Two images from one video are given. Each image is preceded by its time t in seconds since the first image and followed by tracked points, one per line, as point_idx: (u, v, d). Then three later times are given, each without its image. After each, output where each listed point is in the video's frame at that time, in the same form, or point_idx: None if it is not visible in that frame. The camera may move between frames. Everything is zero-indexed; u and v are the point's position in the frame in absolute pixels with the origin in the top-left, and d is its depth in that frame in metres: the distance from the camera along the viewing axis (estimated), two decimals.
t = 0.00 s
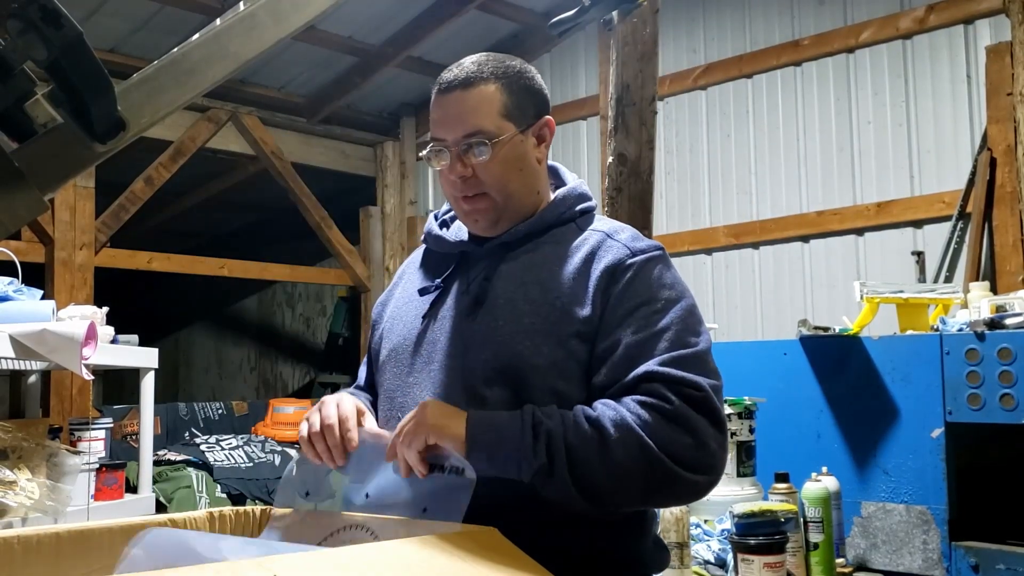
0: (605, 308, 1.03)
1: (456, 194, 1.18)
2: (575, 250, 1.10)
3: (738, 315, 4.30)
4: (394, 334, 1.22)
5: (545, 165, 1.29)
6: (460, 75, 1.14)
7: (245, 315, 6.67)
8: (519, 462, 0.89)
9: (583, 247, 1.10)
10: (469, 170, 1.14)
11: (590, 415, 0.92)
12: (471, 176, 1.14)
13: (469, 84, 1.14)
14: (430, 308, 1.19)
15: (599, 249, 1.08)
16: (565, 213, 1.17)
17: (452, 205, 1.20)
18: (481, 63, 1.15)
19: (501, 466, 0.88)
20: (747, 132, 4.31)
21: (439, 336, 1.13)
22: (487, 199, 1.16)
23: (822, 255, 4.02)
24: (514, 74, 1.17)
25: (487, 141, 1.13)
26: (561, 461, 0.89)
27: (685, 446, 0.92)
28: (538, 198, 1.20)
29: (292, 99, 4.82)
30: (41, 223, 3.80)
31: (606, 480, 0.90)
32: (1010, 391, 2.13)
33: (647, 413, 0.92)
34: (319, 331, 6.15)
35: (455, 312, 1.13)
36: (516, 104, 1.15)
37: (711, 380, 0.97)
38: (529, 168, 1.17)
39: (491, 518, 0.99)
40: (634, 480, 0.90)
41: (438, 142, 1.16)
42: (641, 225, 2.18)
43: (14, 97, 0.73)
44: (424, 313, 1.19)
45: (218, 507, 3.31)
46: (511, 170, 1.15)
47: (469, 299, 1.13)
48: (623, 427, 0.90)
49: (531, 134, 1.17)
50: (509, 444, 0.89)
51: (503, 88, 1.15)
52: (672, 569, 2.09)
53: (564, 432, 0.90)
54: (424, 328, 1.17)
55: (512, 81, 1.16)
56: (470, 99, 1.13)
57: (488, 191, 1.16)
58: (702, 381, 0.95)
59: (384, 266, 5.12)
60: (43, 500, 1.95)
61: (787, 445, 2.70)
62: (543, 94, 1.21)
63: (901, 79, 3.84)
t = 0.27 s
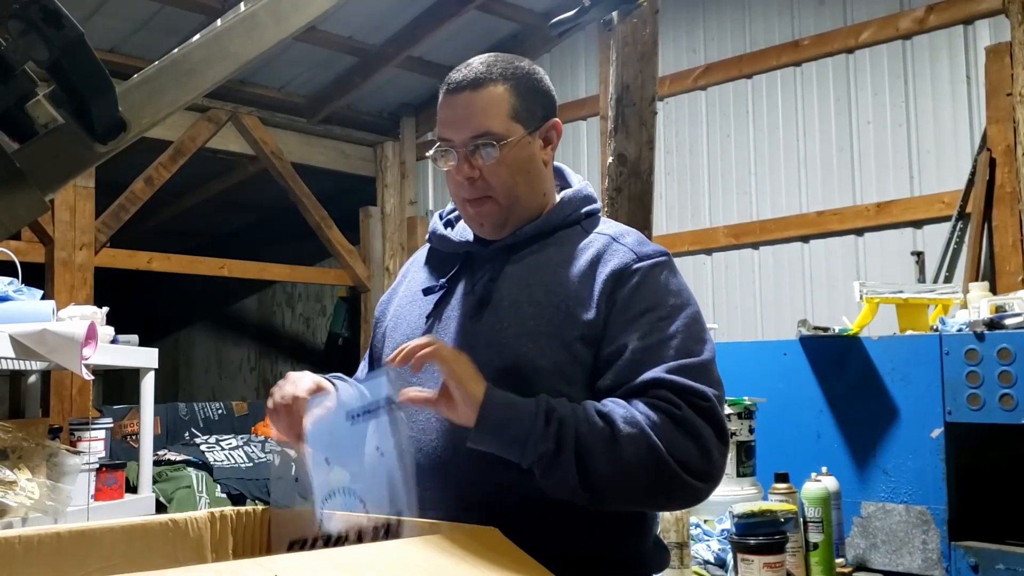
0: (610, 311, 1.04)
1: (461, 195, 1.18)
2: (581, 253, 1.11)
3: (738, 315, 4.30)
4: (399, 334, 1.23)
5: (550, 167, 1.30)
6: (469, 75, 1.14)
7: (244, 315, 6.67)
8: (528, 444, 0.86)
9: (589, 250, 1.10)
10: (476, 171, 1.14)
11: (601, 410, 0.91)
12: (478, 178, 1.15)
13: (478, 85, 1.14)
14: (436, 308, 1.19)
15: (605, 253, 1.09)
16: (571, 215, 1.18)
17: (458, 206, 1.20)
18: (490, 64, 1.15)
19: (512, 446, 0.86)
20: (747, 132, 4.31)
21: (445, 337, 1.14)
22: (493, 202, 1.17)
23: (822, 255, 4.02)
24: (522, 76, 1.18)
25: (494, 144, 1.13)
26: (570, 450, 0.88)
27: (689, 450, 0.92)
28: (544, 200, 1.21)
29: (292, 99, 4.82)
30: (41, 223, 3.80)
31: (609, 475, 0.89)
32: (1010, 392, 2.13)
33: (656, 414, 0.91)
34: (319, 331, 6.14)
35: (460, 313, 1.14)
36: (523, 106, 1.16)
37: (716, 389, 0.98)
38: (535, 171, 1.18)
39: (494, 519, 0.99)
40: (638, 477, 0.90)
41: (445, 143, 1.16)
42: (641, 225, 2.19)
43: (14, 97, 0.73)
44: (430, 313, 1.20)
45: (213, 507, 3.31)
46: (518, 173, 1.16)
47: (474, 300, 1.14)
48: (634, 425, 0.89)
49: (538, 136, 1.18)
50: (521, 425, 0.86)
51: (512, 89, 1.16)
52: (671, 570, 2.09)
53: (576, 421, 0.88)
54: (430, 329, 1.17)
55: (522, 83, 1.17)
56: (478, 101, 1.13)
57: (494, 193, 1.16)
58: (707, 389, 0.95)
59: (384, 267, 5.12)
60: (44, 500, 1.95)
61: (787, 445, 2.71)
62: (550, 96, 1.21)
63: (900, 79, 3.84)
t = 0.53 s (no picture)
0: (615, 310, 1.04)
1: (468, 200, 1.18)
2: (587, 253, 1.11)
3: (738, 315, 4.30)
4: (402, 331, 1.21)
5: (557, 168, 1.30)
6: (476, 78, 1.14)
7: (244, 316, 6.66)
8: (547, 484, 0.84)
9: (596, 251, 1.11)
10: (483, 176, 1.15)
11: (610, 431, 0.89)
12: (485, 183, 1.15)
13: (485, 89, 1.15)
14: (440, 306, 1.19)
15: (612, 254, 1.09)
16: (577, 216, 1.18)
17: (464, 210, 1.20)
18: (497, 67, 1.15)
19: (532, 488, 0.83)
20: (747, 132, 4.31)
21: (450, 336, 1.13)
22: (500, 207, 1.17)
23: (822, 254, 4.02)
24: (530, 78, 1.18)
25: (501, 148, 1.14)
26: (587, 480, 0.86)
27: (696, 457, 0.93)
28: (551, 203, 1.21)
29: (292, 100, 4.82)
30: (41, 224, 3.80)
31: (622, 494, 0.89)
32: (1010, 392, 2.13)
33: (665, 427, 0.91)
34: (320, 331, 6.13)
35: (464, 312, 1.14)
36: (530, 109, 1.16)
37: (721, 395, 0.99)
38: (542, 175, 1.18)
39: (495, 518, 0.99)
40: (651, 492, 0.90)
41: (453, 146, 1.16)
42: (641, 225, 2.19)
43: (14, 97, 0.73)
44: (434, 311, 1.19)
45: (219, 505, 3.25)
46: (525, 177, 1.16)
47: (478, 299, 1.14)
48: (645, 443, 0.89)
49: (546, 139, 1.18)
50: (537, 464, 0.84)
51: (520, 92, 1.17)
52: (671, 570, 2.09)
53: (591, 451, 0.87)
54: (434, 327, 1.17)
55: (529, 86, 1.17)
56: (485, 105, 1.14)
57: (501, 198, 1.16)
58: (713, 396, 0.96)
59: (384, 267, 5.12)
60: (43, 500, 1.95)
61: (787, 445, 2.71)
62: (557, 99, 1.22)
63: (900, 79, 3.84)
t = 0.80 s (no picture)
0: (609, 304, 1.04)
1: (478, 202, 1.18)
2: (591, 247, 1.12)
3: (738, 315, 4.30)
4: (406, 327, 1.22)
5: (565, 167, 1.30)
6: (486, 80, 1.14)
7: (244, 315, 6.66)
8: (493, 521, 0.83)
9: (598, 245, 1.11)
10: (493, 178, 1.15)
11: (548, 453, 0.87)
12: (495, 185, 1.16)
13: (495, 91, 1.14)
14: (445, 302, 1.19)
15: (612, 250, 1.10)
16: (583, 216, 1.17)
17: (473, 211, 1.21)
18: (507, 68, 1.15)
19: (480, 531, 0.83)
20: (747, 132, 4.31)
21: (454, 332, 1.14)
22: (509, 208, 1.17)
23: (822, 254, 4.02)
24: (540, 79, 1.18)
25: (512, 149, 1.14)
26: (535, 510, 0.83)
27: (651, 451, 0.89)
28: (559, 203, 1.21)
29: (292, 99, 4.82)
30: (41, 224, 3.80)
31: (577, 512, 0.85)
32: (1009, 391, 2.13)
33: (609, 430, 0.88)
34: (319, 331, 6.10)
35: (468, 309, 1.14)
36: (541, 110, 1.17)
37: (690, 384, 0.95)
38: (551, 176, 1.18)
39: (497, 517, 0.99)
40: (609, 502, 0.86)
41: (462, 147, 1.17)
42: (641, 224, 2.19)
43: (15, 97, 0.73)
44: (439, 307, 1.20)
45: (225, 504, 3.26)
46: (534, 179, 1.16)
47: (483, 296, 1.14)
48: (586, 454, 0.86)
49: (555, 141, 1.18)
50: (475, 508, 0.83)
51: (530, 94, 1.16)
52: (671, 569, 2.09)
53: (531, 482, 0.84)
54: (438, 323, 1.17)
55: (539, 87, 1.17)
56: (496, 108, 1.14)
57: (510, 199, 1.17)
58: (673, 382, 0.94)
59: (384, 266, 5.12)
60: (43, 500, 1.95)
61: (787, 443, 2.71)
62: (566, 100, 1.22)
63: (900, 79, 3.84)
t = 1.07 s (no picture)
0: (614, 308, 1.03)
1: (481, 197, 1.18)
2: (593, 250, 1.11)
3: (738, 316, 4.30)
4: (405, 327, 1.21)
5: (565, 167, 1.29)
6: (490, 76, 1.13)
7: (244, 315, 6.65)
8: (499, 523, 0.83)
9: (600, 247, 1.11)
10: (497, 173, 1.14)
11: (557, 456, 0.87)
12: (499, 180, 1.15)
13: (501, 86, 1.13)
14: (443, 301, 1.19)
15: (615, 252, 1.09)
16: (585, 216, 1.17)
17: (475, 207, 1.20)
18: (510, 64, 1.15)
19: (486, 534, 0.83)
20: (747, 132, 4.31)
21: (452, 333, 1.14)
22: (514, 204, 1.17)
23: (822, 254, 4.02)
24: (542, 76, 1.18)
25: (516, 145, 1.13)
26: (542, 514, 0.84)
27: (660, 459, 0.89)
28: (561, 201, 1.21)
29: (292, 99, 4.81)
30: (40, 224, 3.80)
31: (583, 516, 0.85)
32: (1010, 392, 2.13)
33: (618, 439, 0.88)
34: (319, 331, 6.16)
35: (468, 311, 1.14)
36: (543, 107, 1.16)
37: (699, 391, 0.95)
38: (554, 172, 1.18)
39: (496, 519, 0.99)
40: (615, 508, 0.86)
41: (465, 143, 1.16)
42: (641, 224, 2.19)
43: (14, 97, 0.73)
44: (437, 307, 1.20)
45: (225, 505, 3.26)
46: (537, 175, 1.16)
47: (482, 298, 1.14)
48: (594, 459, 0.86)
49: (558, 137, 1.18)
50: (482, 508, 0.83)
51: (533, 90, 1.16)
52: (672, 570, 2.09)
53: (540, 485, 0.85)
54: (436, 323, 1.17)
55: (542, 84, 1.17)
56: (501, 103, 1.13)
57: (514, 195, 1.16)
58: (684, 390, 0.93)
59: (384, 266, 5.12)
60: (43, 500, 1.94)
61: (787, 444, 2.70)
62: (567, 96, 1.21)
63: (901, 79, 3.84)
